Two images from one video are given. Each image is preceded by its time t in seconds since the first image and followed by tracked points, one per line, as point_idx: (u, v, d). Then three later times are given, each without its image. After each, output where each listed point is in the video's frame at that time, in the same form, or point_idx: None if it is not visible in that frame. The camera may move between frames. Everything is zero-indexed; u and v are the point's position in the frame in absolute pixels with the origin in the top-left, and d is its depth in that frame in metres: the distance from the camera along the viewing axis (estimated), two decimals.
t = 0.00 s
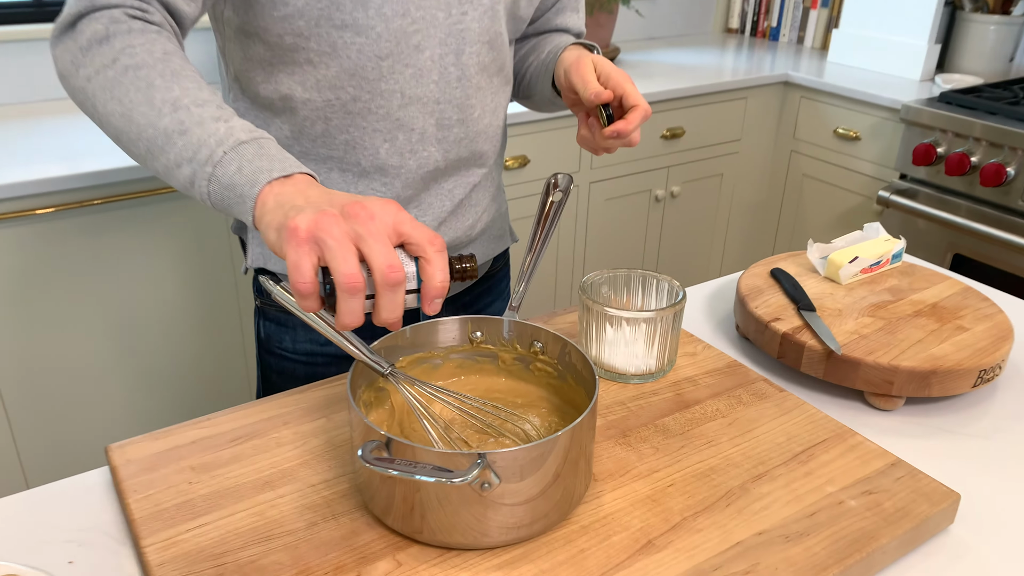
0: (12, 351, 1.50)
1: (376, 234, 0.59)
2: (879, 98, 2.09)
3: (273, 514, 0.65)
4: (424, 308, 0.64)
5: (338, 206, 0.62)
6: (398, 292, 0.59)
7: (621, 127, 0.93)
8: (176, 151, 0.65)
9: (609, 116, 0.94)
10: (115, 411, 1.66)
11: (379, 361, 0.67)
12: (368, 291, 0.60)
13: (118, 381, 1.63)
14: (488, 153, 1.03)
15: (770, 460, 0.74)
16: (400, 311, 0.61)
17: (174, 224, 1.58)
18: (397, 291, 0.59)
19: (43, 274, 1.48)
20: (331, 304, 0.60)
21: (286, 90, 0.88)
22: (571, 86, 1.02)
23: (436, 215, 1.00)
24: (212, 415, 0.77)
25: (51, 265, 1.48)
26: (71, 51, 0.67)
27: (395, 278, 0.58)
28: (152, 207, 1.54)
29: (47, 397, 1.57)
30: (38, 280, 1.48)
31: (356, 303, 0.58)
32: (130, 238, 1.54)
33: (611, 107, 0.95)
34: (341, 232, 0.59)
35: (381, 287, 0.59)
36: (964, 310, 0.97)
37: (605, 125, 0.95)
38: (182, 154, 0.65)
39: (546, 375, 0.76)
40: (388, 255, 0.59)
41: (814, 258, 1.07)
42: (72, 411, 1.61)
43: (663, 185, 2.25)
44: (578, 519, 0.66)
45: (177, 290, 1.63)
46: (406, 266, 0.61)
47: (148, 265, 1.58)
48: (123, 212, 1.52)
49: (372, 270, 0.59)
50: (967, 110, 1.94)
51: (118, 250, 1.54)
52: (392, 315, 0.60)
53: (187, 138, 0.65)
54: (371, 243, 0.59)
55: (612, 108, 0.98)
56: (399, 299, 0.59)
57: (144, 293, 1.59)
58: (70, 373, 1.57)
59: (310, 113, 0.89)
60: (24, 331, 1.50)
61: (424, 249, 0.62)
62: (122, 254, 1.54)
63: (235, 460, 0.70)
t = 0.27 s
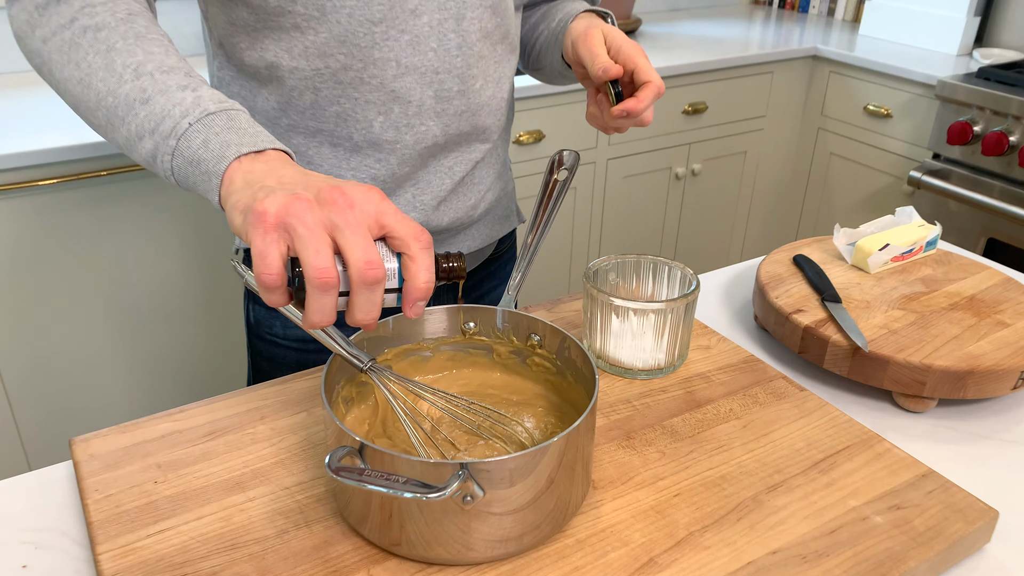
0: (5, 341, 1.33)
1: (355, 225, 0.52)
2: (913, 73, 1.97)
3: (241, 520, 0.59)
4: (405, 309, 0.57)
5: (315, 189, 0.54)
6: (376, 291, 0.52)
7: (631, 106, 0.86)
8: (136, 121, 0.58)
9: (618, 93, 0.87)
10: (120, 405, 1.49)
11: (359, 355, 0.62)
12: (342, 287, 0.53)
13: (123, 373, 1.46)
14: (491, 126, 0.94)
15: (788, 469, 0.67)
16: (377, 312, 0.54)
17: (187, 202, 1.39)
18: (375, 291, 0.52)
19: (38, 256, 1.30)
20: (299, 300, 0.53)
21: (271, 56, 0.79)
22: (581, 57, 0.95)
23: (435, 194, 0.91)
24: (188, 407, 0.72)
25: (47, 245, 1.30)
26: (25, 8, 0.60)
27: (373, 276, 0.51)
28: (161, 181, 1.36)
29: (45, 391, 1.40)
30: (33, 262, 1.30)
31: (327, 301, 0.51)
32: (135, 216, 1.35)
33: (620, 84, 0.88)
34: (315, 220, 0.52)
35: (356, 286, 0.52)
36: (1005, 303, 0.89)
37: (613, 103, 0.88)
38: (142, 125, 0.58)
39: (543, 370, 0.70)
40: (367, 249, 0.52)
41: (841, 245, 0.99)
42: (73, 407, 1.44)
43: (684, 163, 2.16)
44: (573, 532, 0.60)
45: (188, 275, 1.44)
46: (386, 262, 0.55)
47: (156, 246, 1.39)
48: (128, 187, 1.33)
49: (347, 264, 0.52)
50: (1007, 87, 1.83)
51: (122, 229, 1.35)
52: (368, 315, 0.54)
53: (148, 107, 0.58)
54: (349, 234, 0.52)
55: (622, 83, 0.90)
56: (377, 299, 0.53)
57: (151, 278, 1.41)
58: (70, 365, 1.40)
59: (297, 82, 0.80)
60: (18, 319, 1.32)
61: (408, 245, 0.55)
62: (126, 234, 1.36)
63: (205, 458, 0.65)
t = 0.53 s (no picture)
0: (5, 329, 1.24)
1: (348, 210, 0.48)
2: (941, 56, 1.90)
3: (228, 518, 0.56)
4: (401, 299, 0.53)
5: (305, 168, 0.50)
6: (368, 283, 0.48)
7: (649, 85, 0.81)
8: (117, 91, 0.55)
9: (635, 72, 0.82)
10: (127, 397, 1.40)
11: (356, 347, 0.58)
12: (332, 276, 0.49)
13: (129, 363, 1.37)
14: (502, 104, 0.89)
15: (810, 473, 0.63)
16: (369, 304, 0.50)
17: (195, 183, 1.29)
18: (368, 282, 0.48)
19: (36, 239, 1.20)
20: (286, 288, 0.50)
21: (270, 28, 0.73)
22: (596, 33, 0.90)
23: (442, 176, 0.86)
24: (178, 396, 0.69)
25: (48, 226, 1.20)
26: None
27: (366, 265, 0.47)
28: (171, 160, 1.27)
29: (47, 382, 1.31)
30: (32, 245, 1.20)
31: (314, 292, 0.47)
32: (141, 197, 1.26)
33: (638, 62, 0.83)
34: (305, 202, 0.48)
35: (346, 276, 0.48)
36: None
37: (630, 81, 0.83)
38: (122, 95, 0.55)
39: (550, 364, 0.66)
40: (360, 236, 0.48)
41: (867, 234, 0.94)
42: (76, 398, 1.35)
43: (702, 146, 2.10)
44: (579, 538, 0.56)
45: (197, 259, 1.35)
46: (381, 251, 0.51)
47: (164, 229, 1.30)
48: (133, 165, 1.24)
49: (338, 252, 0.48)
50: None
51: (127, 211, 1.26)
52: (359, 307, 0.50)
53: (127, 76, 0.54)
54: (340, 220, 0.48)
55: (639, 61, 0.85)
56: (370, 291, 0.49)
57: (157, 263, 1.32)
58: (74, 355, 1.31)
59: (298, 57, 0.75)
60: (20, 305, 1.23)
61: (404, 233, 0.51)
62: (132, 216, 1.26)
63: (193, 452, 0.62)
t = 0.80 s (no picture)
0: (12, 311, 1.23)
1: (354, 185, 0.46)
2: (966, 39, 1.84)
3: (227, 508, 0.54)
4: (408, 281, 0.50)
5: (308, 140, 0.48)
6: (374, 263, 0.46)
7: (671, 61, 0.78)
8: (114, 58, 0.53)
9: (656, 48, 0.79)
10: (134, 379, 1.39)
11: (362, 333, 0.56)
12: (336, 256, 0.47)
13: (137, 345, 1.36)
14: (515, 81, 0.85)
15: (835, 469, 0.60)
16: (375, 286, 0.48)
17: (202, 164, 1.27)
18: (374, 262, 0.46)
19: (42, 219, 1.19)
20: (286, 267, 0.47)
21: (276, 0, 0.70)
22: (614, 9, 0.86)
23: (453, 155, 0.83)
24: (178, 380, 0.67)
25: (53, 207, 1.19)
26: None
27: (372, 245, 0.45)
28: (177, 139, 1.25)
29: (54, 364, 1.30)
30: (37, 226, 1.19)
31: (317, 271, 0.45)
32: (148, 178, 1.24)
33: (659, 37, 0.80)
34: (308, 175, 0.45)
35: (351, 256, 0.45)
36: None
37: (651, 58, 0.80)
38: (116, 62, 0.53)
39: (563, 353, 0.64)
40: (366, 213, 0.45)
41: (892, 220, 0.91)
42: (83, 381, 1.34)
43: (718, 130, 2.06)
44: (592, 534, 0.54)
45: (204, 241, 1.33)
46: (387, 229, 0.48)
47: (171, 211, 1.28)
48: (139, 145, 1.21)
49: (343, 230, 0.45)
50: None
51: (133, 191, 1.24)
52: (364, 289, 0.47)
53: (122, 43, 0.52)
54: (345, 196, 0.45)
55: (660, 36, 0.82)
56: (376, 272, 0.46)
57: (164, 245, 1.30)
58: (81, 337, 1.30)
59: (304, 30, 0.72)
60: (26, 287, 1.22)
61: (413, 211, 0.48)
62: (138, 197, 1.24)
63: (192, 439, 0.60)
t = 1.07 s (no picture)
0: (19, 296, 1.22)
1: (364, 161, 0.44)
2: (986, 21, 1.80)
3: (231, 495, 0.53)
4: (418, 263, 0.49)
5: (317, 115, 0.46)
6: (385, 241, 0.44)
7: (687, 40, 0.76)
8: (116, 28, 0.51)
9: (671, 26, 0.77)
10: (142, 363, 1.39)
11: (369, 317, 0.55)
12: (345, 235, 0.45)
13: (145, 329, 1.35)
14: (526, 59, 0.83)
15: (853, 459, 0.59)
16: (384, 267, 0.46)
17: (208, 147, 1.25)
18: (384, 242, 0.44)
19: (48, 203, 1.18)
20: (293, 246, 0.46)
21: None
22: None
23: (462, 136, 0.81)
24: (182, 364, 0.66)
25: (59, 190, 1.17)
26: None
27: (382, 224, 0.43)
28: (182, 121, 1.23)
29: (62, 348, 1.30)
30: (43, 210, 1.18)
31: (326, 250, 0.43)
32: (154, 162, 1.22)
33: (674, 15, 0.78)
34: (316, 150, 0.44)
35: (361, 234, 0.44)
36: None
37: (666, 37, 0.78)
38: (116, 32, 0.51)
39: (575, 338, 0.62)
40: (377, 191, 0.43)
41: (912, 204, 0.89)
42: (92, 365, 1.34)
43: (731, 114, 2.03)
44: (603, 524, 0.53)
45: (212, 226, 1.32)
46: (398, 208, 0.47)
47: (178, 195, 1.26)
48: (144, 128, 1.20)
49: (352, 208, 0.44)
50: None
51: (139, 175, 1.22)
52: (373, 270, 0.46)
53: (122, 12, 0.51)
54: (355, 172, 0.44)
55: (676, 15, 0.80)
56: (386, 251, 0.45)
57: (171, 229, 1.29)
58: (89, 321, 1.30)
59: (309, 6, 0.70)
60: (33, 271, 1.21)
61: (425, 189, 0.46)
62: (144, 180, 1.23)
63: (196, 424, 0.59)
